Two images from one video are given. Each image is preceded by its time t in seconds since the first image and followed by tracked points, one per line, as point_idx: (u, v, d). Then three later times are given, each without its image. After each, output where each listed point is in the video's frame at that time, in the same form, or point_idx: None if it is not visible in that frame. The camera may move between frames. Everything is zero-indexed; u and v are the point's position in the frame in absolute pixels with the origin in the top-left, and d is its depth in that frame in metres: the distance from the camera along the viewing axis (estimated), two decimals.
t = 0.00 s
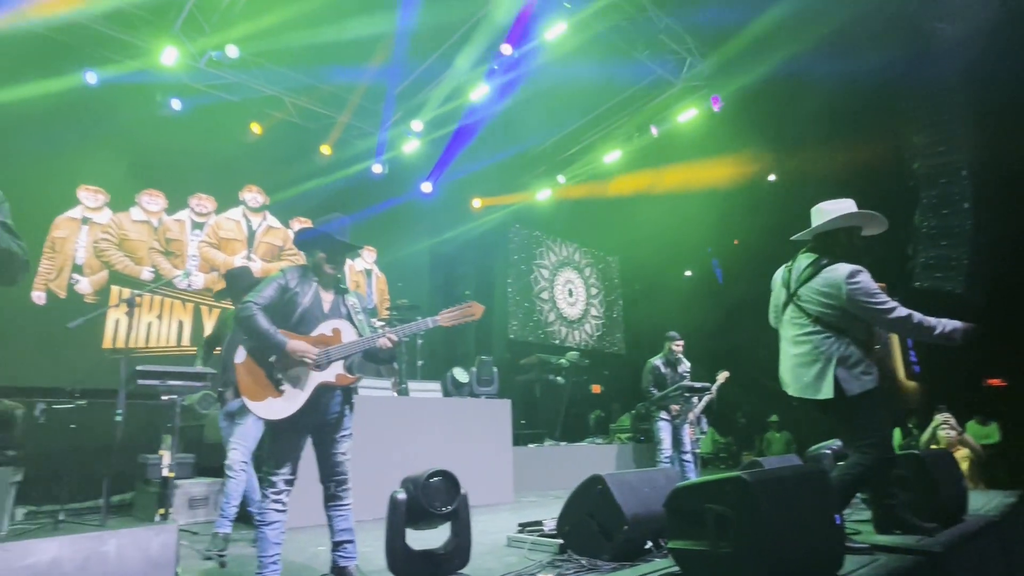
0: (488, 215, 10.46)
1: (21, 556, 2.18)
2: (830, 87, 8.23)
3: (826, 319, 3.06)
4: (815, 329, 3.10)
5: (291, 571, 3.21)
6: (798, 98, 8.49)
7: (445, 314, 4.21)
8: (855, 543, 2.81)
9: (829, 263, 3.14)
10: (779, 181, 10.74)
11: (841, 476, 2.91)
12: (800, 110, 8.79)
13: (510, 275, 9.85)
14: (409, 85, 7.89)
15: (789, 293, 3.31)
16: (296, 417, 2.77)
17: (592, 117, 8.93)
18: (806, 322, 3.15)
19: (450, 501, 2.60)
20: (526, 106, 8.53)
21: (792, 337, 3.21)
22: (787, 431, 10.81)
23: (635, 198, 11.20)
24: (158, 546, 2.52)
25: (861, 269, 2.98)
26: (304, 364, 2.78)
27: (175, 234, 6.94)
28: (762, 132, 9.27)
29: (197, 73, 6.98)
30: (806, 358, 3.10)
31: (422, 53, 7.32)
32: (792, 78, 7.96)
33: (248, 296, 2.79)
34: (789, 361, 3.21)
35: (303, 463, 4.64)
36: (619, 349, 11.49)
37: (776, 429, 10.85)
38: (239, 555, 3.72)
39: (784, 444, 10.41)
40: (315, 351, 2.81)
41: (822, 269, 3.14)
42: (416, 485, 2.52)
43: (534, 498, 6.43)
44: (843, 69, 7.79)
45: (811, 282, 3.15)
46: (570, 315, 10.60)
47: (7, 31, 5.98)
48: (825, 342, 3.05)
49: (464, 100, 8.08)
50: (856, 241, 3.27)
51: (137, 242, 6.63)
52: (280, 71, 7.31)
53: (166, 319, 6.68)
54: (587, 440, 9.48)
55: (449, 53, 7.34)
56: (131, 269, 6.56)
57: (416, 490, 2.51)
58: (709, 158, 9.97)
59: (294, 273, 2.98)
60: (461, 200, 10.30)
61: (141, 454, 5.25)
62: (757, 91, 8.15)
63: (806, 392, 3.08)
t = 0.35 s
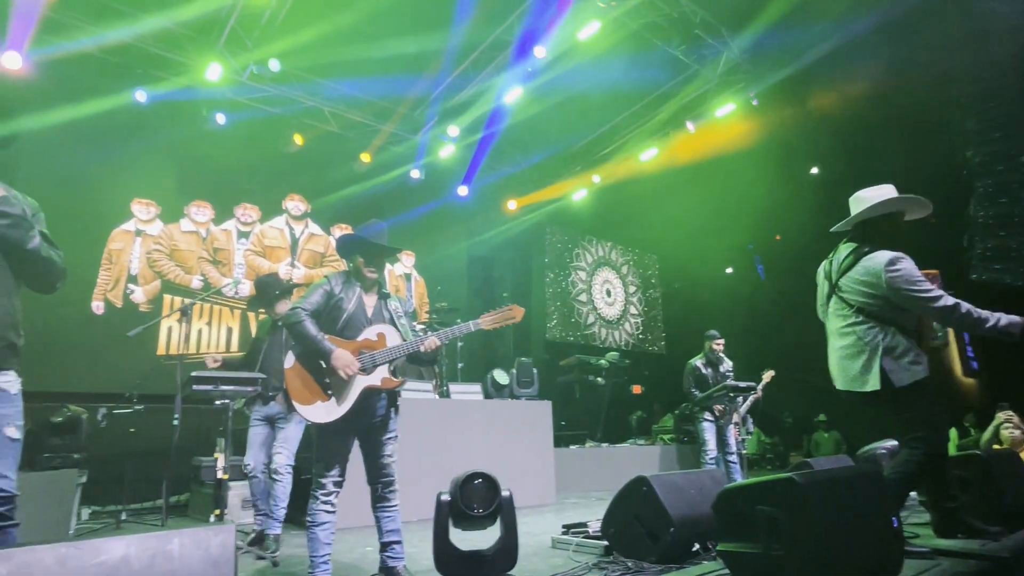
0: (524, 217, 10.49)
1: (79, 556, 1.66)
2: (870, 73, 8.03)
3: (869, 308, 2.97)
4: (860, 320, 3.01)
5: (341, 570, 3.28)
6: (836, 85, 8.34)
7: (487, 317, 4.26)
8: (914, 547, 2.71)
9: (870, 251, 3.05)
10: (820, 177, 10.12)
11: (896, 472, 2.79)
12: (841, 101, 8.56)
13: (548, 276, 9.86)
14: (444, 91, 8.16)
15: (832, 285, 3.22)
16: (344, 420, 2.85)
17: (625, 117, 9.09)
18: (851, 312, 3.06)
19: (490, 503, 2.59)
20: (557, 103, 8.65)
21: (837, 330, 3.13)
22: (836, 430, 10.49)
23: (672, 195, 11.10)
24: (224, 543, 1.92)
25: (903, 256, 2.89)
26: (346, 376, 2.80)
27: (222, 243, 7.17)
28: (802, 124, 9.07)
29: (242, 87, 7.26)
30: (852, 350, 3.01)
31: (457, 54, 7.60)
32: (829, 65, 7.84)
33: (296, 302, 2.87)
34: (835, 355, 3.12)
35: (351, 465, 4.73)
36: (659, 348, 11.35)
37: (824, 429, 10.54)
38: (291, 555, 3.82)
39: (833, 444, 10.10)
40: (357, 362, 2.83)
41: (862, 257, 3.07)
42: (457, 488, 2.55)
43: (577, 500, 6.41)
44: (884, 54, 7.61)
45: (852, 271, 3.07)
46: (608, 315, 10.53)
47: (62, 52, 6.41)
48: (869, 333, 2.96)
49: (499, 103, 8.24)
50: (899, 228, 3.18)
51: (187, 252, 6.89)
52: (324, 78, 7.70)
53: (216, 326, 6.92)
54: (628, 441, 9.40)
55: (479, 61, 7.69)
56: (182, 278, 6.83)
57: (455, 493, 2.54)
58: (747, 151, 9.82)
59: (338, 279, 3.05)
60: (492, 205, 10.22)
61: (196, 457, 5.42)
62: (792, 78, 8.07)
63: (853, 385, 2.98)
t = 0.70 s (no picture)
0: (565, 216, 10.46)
1: (153, 548, 1.70)
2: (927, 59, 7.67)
3: (910, 285, 2.92)
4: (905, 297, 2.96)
5: (394, 567, 3.35)
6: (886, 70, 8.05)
7: (532, 317, 4.26)
8: (984, 551, 2.59)
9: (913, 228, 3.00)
10: (874, 166, 9.47)
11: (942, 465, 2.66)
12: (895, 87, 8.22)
13: (590, 275, 9.81)
14: (482, 95, 8.27)
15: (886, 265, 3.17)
16: (396, 420, 2.91)
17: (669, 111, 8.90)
18: (896, 291, 3.01)
19: (542, 502, 2.60)
20: (596, 100, 8.63)
21: (888, 310, 3.08)
22: (895, 430, 10.08)
23: (716, 190, 10.89)
24: (287, 538, 1.89)
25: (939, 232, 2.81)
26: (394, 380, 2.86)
27: (273, 250, 7.39)
28: (854, 114, 8.77)
29: (289, 98, 7.49)
30: (900, 329, 2.96)
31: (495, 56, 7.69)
32: (878, 51, 7.58)
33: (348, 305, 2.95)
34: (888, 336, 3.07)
35: (402, 465, 4.84)
36: (706, 346, 11.14)
37: (882, 427, 10.15)
38: (346, 551, 3.93)
39: (892, 443, 9.72)
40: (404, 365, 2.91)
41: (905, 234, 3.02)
42: (508, 485, 2.58)
43: (625, 500, 6.35)
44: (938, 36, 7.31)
45: (896, 248, 3.03)
46: (653, 313, 10.40)
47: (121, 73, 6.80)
48: (913, 310, 2.90)
49: (538, 104, 8.31)
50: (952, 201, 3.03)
51: (240, 258, 7.13)
52: (367, 87, 7.88)
53: (269, 330, 7.13)
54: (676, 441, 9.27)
55: (517, 64, 7.78)
56: (235, 284, 7.04)
57: (508, 490, 2.57)
58: (792, 142, 9.56)
59: (386, 282, 3.10)
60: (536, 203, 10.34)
61: (254, 457, 5.63)
62: (839, 66, 7.84)
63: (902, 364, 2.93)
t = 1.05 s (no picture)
0: (604, 216, 10.39)
1: (217, 546, 1.76)
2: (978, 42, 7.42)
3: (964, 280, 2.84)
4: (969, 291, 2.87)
5: (442, 568, 3.39)
6: (938, 54, 7.74)
7: (574, 319, 4.26)
8: None
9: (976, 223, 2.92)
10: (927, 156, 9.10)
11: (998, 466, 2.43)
12: (949, 71, 7.90)
13: (630, 275, 9.73)
14: (518, 97, 8.31)
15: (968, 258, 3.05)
16: (441, 422, 2.96)
17: (710, 106, 8.73)
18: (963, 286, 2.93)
19: (592, 504, 2.60)
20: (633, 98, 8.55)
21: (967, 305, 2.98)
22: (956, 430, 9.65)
23: (760, 186, 10.62)
24: (341, 538, 1.93)
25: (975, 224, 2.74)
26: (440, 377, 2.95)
27: (318, 256, 7.58)
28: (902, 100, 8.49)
29: (330, 108, 7.67)
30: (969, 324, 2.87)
31: (530, 58, 7.73)
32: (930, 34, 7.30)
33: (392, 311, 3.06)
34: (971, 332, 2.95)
35: (447, 466, 4.90)
36: (752, 346, 10.88)
37: (942, 428, 9.73)
38: (395, 551, 4.01)
39: (953, 445, 9.31)
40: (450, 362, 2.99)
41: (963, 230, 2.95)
42: (559, 487, 2.56)
43: (671, 503, 6.26)
44: (994, 16, 7.00)
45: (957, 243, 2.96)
46: (695, 313, 10.25)
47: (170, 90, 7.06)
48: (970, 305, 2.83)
49: (575, 104, 8.28)
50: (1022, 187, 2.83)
51: (287, 265, 7.33)
52: (404, 94, 8.00)
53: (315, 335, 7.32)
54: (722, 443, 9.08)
55: (553, 65, 7.84)
56: (283, 291, 7.24)
57: (559, 492, 2.55)
58: (838, 133, 9.28)
59: (429, 287, 3.19)
60: (574, 202, 10.31)
61: (303, 459, 5.78)
62: (886, 51, 7.58)
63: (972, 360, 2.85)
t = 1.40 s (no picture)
0: (637, 216, 10.30)
1: (266, 546, 1.79)
2: None
3: None
4: None
5: (482, 571, 3.42)
6: (985, 42, 7.46)
7: (608, 321, 4.25)
8: None
9: None
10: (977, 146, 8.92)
11: None
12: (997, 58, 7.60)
13: (665, 276, 9.64)
14: (550, 100, 8.32)
15: None
16: (478, 425, 2.99)
17: (744, 102, 8.59)
18: None
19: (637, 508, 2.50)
20: (665, 97, 8.46)
21: None
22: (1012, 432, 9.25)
23: (798, 182, 10.38)
24: (384, 539, 1.95)
25: None
26: (478, 381, 2.95)
27: (354, 262, 7.72)
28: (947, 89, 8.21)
29: (364, 116, 7.80)
30: None
31: (561, 61, 7.73)
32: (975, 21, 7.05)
33: (430, 315, 3.08)
34: None
35: (484, 469, 4.93)
36: (793, 346, 10.64)
37: (996, 430, 9.34)
38: (435, 553, 4.06)
39: (1009, 447, 8.93)
40: (487, 368, 2.98)
41: None
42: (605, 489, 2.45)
43: (711, 506, 6.17)
44: None
45: None
46: (732, 313, 10.08)
47: (212, 104, 7.30)
48: None
49: (607, 105, 8.25)
50: None
51: (325, 271, 7.50)
52: (437, 101, 8.09)
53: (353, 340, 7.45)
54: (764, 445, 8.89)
55: (585, 67, 7.81)
56: (321, 296, 7.39)
57: (605, 495, 2.44)
58: (879, 125, 9.02)
59: (465, 291, 3.20)
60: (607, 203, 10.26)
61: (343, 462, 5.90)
62: (928, 40, 7.35)
63: None
